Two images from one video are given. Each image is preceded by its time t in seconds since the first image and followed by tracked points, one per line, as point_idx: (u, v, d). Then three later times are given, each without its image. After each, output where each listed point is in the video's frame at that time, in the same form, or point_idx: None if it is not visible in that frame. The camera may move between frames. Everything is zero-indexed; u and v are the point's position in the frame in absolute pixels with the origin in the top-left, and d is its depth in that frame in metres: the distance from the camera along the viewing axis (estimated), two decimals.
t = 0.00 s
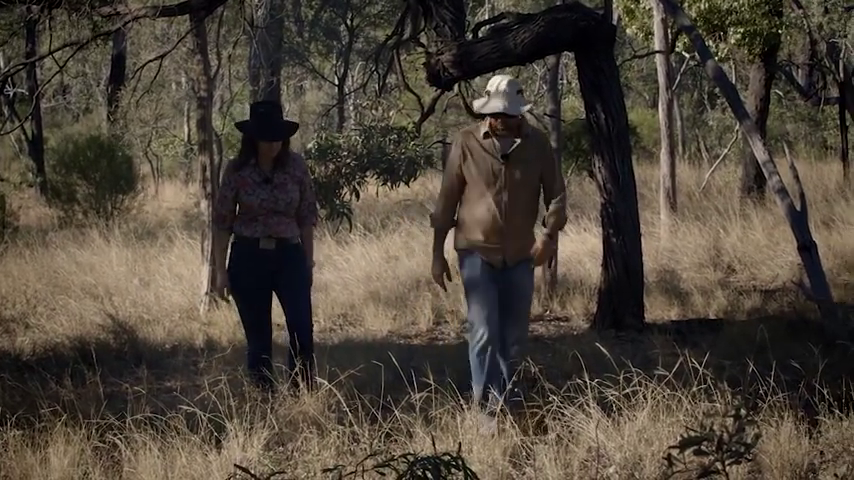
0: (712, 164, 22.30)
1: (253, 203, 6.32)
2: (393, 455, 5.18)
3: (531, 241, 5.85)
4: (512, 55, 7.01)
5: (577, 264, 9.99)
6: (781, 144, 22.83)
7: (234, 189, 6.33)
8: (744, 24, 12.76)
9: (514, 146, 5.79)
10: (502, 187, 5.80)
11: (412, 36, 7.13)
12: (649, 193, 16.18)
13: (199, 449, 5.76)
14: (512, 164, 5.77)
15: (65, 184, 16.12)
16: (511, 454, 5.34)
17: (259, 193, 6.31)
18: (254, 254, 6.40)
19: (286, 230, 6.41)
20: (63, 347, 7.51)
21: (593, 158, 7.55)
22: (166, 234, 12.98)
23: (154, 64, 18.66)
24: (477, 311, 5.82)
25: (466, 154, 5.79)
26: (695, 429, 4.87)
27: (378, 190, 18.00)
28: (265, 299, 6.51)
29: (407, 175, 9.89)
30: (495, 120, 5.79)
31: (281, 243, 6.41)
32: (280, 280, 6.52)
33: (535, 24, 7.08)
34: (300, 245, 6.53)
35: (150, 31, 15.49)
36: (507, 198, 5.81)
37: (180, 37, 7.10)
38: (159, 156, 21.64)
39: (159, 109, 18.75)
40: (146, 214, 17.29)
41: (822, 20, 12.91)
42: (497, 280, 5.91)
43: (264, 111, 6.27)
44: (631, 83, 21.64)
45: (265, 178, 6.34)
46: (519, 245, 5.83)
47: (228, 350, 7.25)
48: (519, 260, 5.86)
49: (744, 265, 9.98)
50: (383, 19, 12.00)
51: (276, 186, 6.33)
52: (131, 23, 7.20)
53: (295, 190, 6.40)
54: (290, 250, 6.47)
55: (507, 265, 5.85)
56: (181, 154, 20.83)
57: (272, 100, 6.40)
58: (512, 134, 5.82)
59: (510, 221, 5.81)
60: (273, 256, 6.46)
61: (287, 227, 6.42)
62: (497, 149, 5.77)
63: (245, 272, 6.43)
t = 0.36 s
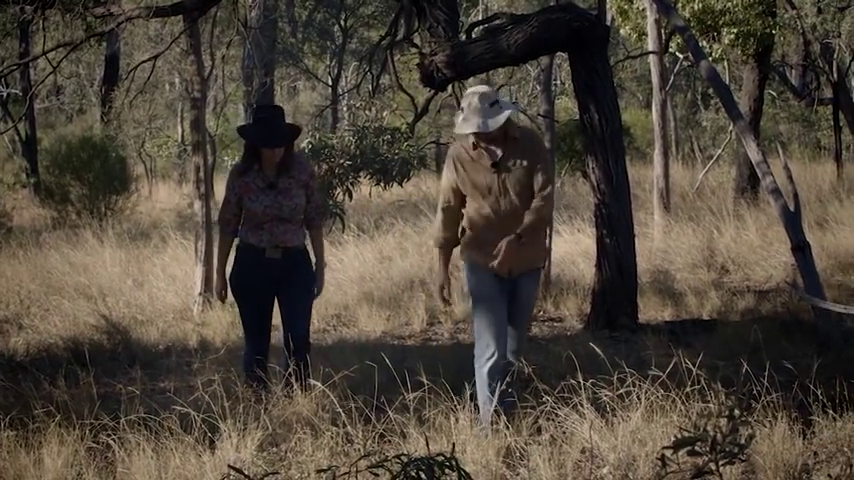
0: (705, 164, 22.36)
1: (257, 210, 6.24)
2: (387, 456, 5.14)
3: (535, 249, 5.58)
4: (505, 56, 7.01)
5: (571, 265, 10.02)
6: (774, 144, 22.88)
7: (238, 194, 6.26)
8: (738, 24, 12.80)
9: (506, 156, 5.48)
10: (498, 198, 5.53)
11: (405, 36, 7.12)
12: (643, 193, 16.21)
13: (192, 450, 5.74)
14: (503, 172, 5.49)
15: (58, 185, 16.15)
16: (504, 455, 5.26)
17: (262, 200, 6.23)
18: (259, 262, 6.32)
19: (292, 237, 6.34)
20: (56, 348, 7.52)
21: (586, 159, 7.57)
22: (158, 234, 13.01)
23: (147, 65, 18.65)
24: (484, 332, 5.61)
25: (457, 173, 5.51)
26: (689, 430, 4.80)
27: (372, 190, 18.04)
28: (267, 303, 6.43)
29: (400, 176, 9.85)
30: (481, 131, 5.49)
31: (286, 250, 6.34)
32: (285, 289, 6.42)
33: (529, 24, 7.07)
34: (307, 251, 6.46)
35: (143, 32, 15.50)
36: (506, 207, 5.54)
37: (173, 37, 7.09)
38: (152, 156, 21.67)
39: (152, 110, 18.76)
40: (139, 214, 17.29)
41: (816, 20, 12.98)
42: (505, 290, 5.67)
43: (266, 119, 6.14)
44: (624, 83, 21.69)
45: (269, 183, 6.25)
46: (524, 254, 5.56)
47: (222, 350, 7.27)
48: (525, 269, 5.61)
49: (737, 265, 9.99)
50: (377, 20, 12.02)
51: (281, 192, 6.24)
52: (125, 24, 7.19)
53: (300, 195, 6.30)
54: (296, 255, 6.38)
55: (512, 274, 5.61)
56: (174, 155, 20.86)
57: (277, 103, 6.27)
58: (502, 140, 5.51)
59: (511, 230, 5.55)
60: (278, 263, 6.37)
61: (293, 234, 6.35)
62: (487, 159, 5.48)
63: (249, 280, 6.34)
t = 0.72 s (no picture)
0: (701, 164, 22.41)
1: (268, 205, 6.15)
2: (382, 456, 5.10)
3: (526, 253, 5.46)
4: (500, 56, 7.01)
5: (566, 265, 10.03)
6: (769, 144, 22.92)
7: (249, 190, 6.20)
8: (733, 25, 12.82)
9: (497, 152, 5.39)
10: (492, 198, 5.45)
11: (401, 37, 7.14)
12: (638, 193, 16.23)
13: (188, 450, 5.73)
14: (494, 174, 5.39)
15: (54, 185, 16.16)
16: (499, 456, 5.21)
17: (273, 195, 6.15)
18: (268, 258, 6.21)
19: (303, 232, 6.22)
20: (52, 349, 7.53)
21: (582, 159, 7.58)
22: (153, 234, 13.02)
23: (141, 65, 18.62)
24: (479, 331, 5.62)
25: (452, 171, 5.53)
26: (684, 430, 4.75)
27: (367, 190, 18.07)
28: (276, 301, 6.32)
29: (396, 177, 10.01)
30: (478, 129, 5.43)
31: (297, 246, 6.21)
32: (295, 285, 6.29)
33: (524, 24, 7.07)
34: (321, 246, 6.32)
35: (137, 32, 15.49)
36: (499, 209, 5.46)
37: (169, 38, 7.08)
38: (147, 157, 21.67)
39: (147, 110, 18.75)
40: (135, 214, 17.29)
41: (811, 21, 12.94)
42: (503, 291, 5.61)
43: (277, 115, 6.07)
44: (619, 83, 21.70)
45: (280, 179, 6.18)
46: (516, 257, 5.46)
47: (217, 351, 7.28)
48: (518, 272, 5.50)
49: (732, 266, 10.00)
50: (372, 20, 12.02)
51: (292, 187, 6.17)
52: (120, 24, 7.19)
53: (312, 189, 6.21)
54: (308, 252, 6.26)
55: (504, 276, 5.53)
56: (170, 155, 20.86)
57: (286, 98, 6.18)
58: (499, 141, 5.41)
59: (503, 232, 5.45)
60: (288, 259, 6.26)
61: (305, 229, 6.23)
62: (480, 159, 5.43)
63: (260, 276, 6.25)
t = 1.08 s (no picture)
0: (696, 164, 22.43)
1: (269, 198, 6.07)
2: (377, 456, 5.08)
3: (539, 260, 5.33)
4: (496, 56, 7.03)
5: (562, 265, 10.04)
6: (765, 144, 22.95)
7: (251, 181, 6.09)
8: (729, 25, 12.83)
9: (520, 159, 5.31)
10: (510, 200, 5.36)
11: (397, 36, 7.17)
12: (634, 192, 16.24)
13: (184, 450, 5.72)
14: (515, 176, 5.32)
15: (50, 185, 16.16)
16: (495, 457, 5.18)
17: (275, 187, 6.06)
18: (267, 253, 6.11)
19: (305, 229, 6.15)
20: (47, 348, 7.53)
21: (578, 159, 7.58)
22: (148, 233, 13.02)
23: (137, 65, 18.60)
24: (480, 336, 5.51)
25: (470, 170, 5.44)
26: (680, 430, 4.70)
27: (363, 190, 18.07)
28: (272, 301, 6.21)
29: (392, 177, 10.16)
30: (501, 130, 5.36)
31: (297, 243, 6.14)
32: (292, 283, 6.21)
33: (520, 24, 7.10)
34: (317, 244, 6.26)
35: (132, 32, 15.48)
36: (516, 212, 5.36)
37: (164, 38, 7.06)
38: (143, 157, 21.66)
39: (143, 110, 18.75)
40: (130, 214, 17.30)
41: (807, 21, 12.95)
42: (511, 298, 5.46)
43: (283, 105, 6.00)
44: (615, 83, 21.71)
45: (282, 172, 6.09)
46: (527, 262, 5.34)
47: (213, 351, 7.28)
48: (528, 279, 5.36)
49: (728, 265, 10.01)
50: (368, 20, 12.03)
51: (295, 180, 6.08)
52: (116, 24, 7.18)
53: (315, 184, 6.14)
54: (307, 249, 6.19)
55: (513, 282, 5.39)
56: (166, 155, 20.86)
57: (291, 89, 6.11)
58: (523, 144, 5.35)
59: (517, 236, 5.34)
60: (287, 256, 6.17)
61: (305, 225, 6.15)
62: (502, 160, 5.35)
63: (259, 272, 6.14)
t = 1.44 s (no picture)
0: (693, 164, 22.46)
1: (261, 196, 6.07)
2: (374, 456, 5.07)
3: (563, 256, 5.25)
4: (493, 56, 7.05)
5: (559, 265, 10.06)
6: (762, 144, 22.98)
7: (242, 181, 6.09)
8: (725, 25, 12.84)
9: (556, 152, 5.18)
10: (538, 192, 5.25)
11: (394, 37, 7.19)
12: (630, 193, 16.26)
13: (181, 450, 5.71)
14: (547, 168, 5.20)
15: (47, 186, 16.16)
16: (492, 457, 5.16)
17: (268, 186, 6.06)
18: (257, 256, 6.11)
19: (295, 229, 6.16)
20: (43, 349, 7.54)
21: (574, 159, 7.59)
22: (145, 234, 13.03)
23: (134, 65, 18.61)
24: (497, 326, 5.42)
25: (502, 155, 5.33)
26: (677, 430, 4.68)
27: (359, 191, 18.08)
28: (266, 303, 6.22)
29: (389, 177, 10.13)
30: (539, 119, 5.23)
31: (287, 244, 6.14)
32: (284, 284, 6.21)
33: (517, 24, 7.11)
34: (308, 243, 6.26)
35: (129, 32, 15.48)
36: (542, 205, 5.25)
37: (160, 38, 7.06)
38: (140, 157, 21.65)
39: (140, 110, 18.76)
40: (127, 214, 17.30)
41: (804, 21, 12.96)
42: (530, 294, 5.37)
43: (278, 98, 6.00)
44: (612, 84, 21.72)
45: (273, 171, 6.10)
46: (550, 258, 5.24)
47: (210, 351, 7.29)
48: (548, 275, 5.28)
49: (725, 265, 10.03)
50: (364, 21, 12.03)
51: (287, 180, 6.09)
52: (113, 24, 7.18)
53: (306, 185, 6.14)
54: (297, 249, 6.18)
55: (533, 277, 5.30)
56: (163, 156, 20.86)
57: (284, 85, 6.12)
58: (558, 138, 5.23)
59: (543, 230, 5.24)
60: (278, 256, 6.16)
61: (295, 225, 6.16)
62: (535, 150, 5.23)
63: (251, 274, 6.15)
